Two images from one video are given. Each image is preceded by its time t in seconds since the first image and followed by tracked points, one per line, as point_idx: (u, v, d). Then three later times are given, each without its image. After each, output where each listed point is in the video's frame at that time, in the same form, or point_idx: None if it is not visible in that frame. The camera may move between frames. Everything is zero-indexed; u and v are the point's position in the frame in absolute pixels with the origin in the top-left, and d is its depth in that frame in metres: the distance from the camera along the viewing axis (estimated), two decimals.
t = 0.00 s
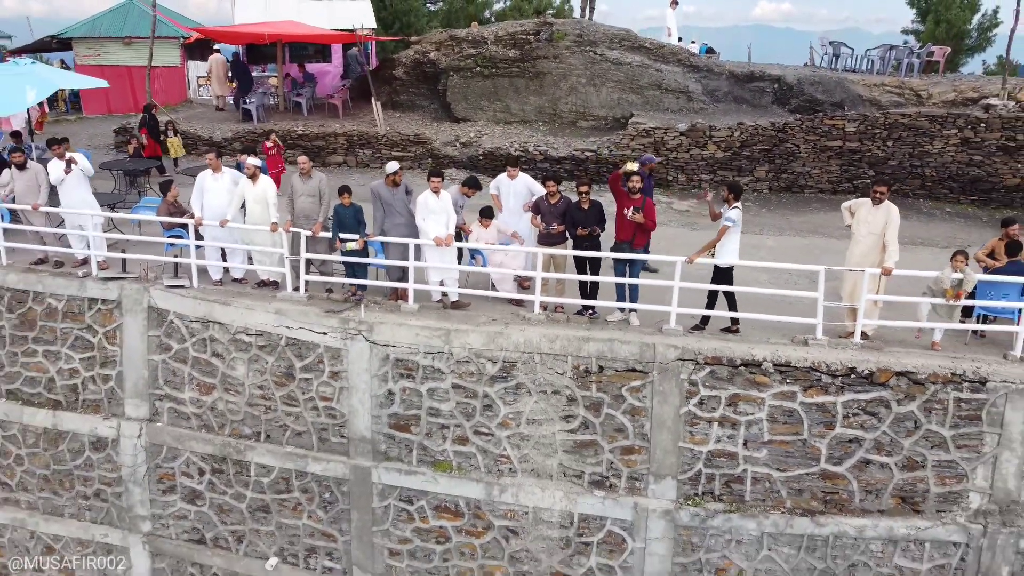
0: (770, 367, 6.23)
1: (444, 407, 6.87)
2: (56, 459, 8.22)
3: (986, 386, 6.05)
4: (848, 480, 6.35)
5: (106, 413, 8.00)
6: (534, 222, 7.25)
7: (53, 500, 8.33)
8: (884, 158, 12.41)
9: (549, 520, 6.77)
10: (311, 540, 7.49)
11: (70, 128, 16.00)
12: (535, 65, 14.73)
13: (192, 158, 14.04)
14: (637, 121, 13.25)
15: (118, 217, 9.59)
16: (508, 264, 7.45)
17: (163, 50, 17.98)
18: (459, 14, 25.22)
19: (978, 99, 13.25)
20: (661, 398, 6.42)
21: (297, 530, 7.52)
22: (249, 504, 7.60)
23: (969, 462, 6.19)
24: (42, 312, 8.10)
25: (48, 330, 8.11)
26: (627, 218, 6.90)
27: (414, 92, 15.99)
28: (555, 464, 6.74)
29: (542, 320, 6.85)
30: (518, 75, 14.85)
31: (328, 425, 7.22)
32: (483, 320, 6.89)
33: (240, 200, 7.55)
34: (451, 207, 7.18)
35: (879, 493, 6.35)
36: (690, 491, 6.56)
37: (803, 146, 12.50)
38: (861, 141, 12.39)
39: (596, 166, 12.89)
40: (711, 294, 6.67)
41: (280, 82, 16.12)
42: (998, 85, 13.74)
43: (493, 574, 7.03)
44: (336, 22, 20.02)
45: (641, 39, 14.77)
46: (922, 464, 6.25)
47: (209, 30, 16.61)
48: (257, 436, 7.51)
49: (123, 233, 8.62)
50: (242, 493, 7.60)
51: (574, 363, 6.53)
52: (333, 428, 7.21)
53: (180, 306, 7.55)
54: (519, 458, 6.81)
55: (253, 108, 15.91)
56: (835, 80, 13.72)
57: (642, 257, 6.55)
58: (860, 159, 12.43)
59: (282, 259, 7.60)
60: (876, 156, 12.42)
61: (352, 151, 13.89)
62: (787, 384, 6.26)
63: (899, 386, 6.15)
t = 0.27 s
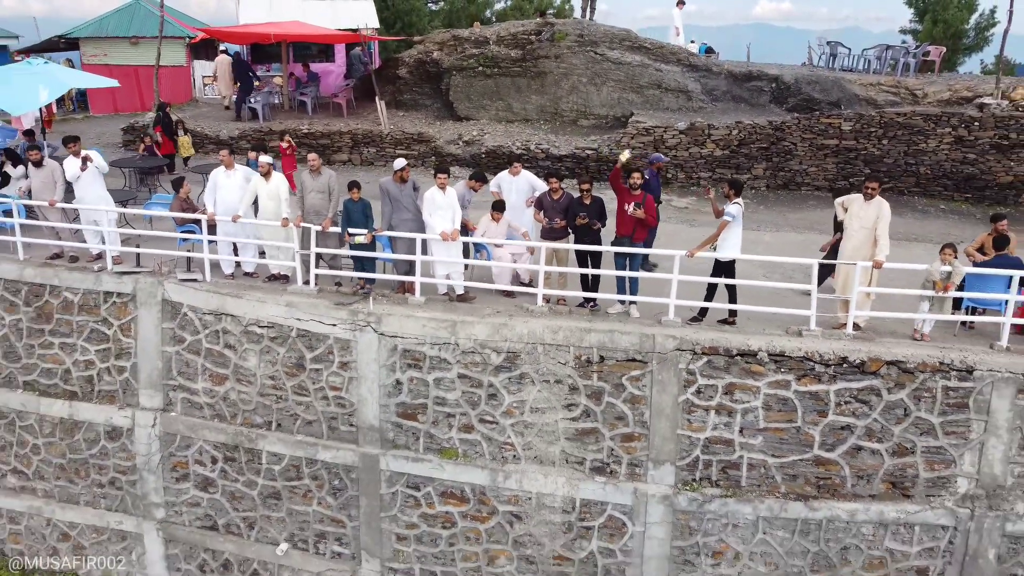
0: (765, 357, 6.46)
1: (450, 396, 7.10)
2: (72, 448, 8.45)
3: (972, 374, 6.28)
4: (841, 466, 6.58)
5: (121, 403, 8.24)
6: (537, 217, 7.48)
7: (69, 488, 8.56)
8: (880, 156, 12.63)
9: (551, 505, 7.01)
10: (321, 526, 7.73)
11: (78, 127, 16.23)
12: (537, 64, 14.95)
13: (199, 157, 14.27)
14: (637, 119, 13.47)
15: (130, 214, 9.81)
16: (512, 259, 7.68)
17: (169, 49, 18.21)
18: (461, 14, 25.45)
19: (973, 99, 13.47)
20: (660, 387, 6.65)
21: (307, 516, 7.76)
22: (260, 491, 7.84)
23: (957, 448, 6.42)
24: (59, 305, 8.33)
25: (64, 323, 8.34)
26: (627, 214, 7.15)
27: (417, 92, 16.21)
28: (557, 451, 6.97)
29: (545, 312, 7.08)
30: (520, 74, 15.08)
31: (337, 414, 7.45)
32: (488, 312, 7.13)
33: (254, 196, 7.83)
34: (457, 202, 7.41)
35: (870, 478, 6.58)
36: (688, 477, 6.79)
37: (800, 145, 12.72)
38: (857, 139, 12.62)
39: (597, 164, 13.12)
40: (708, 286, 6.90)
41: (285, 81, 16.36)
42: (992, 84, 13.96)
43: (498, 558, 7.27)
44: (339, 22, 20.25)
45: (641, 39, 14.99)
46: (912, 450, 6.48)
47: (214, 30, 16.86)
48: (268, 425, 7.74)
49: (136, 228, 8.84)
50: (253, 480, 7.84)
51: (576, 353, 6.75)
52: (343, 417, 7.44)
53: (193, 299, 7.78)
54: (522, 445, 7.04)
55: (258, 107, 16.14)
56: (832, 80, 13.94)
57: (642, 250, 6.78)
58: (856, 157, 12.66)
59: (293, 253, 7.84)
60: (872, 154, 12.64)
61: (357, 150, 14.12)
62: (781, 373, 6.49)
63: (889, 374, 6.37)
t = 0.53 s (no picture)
0: (758, 345, 6.75)
1: (455, 384, 7.38)
2: (89, 436, 8.74)
3: (956, 361, 6.57)
4: (830, 450, 6.87)
5: (137, 392, 8.52)
6: (539, 212, 7.76)
7: (86, 475, 8.85)
8: (874, 154, 12.91)
9: (553, 489, 7.29)
10: (331, 510, 8.02)
11: (87, 126, 16.52)
12: (538, 65, 15.24)
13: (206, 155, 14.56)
14: (636, 119, 13.75)
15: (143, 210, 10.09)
16: (515, 252, 7.96)
17: (176, 49, 18.49)
18: (462, 14, 25.74)
19: (965, 98, 13.75)
20: (658, 375, 6.93)
21: (317, 501, 8.05)
22: (272, 477, 8.12)
23: (941, 433, 6.71)
24: (77, 298, 8.62)
25: (82, 315, 8.63)
26: (626, 209, 7.40)
27: (420, 91, 16.48)
28: (558, 436, 7.26)
29: (547, 303, 7.36)
30: (521, 74, 15.36)
31: (347, 402, 7.74)
32: (492, 303, 7.41)
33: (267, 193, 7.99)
34: (462, 198, 7.69)
35: (859, 462, 6.86)
36: (684, 461, 7.08)
37: (796, 143, 13.01)
38: (852, 138, 12.91)
39: (597, 162, 13.40)
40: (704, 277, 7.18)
41: (291, 81, 16.65)
42: (984, 84, 14.25)
43: (501, 540, 7.56)
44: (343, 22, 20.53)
45: (640, 40, 15.28)
46: (899, 435, 6.76)
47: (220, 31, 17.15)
48: (280, 413, 8.03)
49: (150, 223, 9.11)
50: (265, 466, 8.12)
51: (576, 342, 7.04)
52: (352, 404, 7.73)
53: (207, 292, 8.06)
54: (525, 431, 7.33)
55: (264, 106, 16.43)
56: (828, 80, 14.23)
57: (640, 244, 7.06)
58: (850, 155, 12.95)
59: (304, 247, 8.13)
60: (866, 152, 12.92)
61: (361, 148, 14.40)
62: (774, 361, 6.77)
63: (877, 362, 6.66)
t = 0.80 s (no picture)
0: (751, 333, 7.08)
1: (462, 370, 7.72)
2: (108, 423, 9.08)
3: (939, 348, 6.90)
4: (820, 433, 7.20)
5: (155, 380, 8.86)
6: (542, 207, 8.09)
7: (106, 461, 9.19)
8: (867, 152, 13.25)
9: (555, 470, 7.63)
10: (342, 492, 8.37)
11: (97, 125, 16.86)
12: (539, 65, 15.59)
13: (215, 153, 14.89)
14: (635, 117, 14.09)
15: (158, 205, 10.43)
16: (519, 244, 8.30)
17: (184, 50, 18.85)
18: (463, 15, 26.10)
19: (957, 97, 14.09)
20: (655, 361, 7.27)
21: (329, 484, 8.39)
22: (286, 461, 8.46)
23: (925, 416, 7.05)
24: (97, 290, 8.96)
25: (101, 306, 8.96)
26: (626, 203, 7.76)
27: (424, 90, 16.81)
28: (561, 421, 7.60)
29: (549, 293, 7.70)
30: (523, 74, 15.71)
31: (357, 388, 8.08)
32: (497, 294, 7.74)
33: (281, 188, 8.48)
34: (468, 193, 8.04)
35: (847, 444, 7.20)
36: (681, 444, 7.42)
37: (791, 141, 13.34)
38: (846, 136, 13.24)
39: (598, 160, 13.74)
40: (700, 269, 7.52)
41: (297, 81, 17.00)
42: (976, 84, 14.59)
43: (506, 520, 7.91)
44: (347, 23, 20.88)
45: (640, 41, 15.63)
46: (885, 418, 7.10)
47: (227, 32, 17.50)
48: (293, 399, 8.37)
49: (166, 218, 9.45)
50: (279, 451, 8.46)
51: (578, 331, 7.38)
52: (363, 391, 8.07)
53: (223, 283, 8.40)
54: (528, 415, 7.67)
55: (272, 106, 16.78)
56: (823, 80, 14.57)
57: (638, 236, 7.39)
58: (844, 153, 13.29)
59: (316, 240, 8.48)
60: (860, 150, 13.26)
61: (367, 146, 14.74)
62: (765, 348, 7.10)
63: (864, 349, 6.99)
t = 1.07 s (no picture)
0: (742, 320, 7.47)
1: (468, 356, 8.11)
2: (128, 408, 9.47)
3: (920, 333, 7.29)
4: (808, 415, 7.60)
5: (173, 367, 9.25)
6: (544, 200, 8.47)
7: (125, 445, 9.59)
8: (859, 150, 13.65)
9: (557, 451, 8.03)
10: (353, 473, 8.77)
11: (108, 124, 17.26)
12: (541, 65, 16.02)
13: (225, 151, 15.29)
14: (634, 116, 14.49)
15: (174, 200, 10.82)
16: (521, 236, 8.70)
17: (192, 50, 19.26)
18: (465, 16, 26.53)
19: (947, 97, 14.49)
20: (651, 346, 7.66)
21: (340, 465, 8.79)
22: (299, 444, 8.86)
23: (907, 398, 7.45)
24: (117, 281, 9.35)
25: (122, 297, 9.35)
26: (624, 196, 8.14)
27: (428, 90, 17.21)
28: (562, 403, 7.99)
29: (551, 283, 8.09)
30: (524, 74, 16.12)
31: (368, 373, 8.47)
32: (501, 283, 8.13)
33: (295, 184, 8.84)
34: (474, 187, 8.44)
35: (833, 425, 7.59)
36: (676, 425, 7.81)
37: (785, 140, 13.73)
38: (838, 135, 13.65)
39: (597, 157, 14.13)
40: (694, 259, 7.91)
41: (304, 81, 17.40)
42: (965, 84, 14.99)
43: (509, 499, 8.31)
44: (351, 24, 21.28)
45: (638, 42, 16.06)
46: (869, 400, 7.50)
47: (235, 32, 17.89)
48: (306, 385, 8.76)
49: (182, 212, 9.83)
50: (293, 434, 8.86)
51: (578, 318, 7.77)
52: (373, 376, 8.46)
53: (239, 274, 8.79)
54: (531, 399, 8.06)
55: (279, 105, 17.19)
56: (816, 80, 14.98)
57: (635, 228, 7.78)
58: (837, 151, 13.69)
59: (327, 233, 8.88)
60: (852, 148, 13.66)
61: (373, 145, 15.14)
62: (756, 334, 7.49)
63: (849, 334, 7.39)
